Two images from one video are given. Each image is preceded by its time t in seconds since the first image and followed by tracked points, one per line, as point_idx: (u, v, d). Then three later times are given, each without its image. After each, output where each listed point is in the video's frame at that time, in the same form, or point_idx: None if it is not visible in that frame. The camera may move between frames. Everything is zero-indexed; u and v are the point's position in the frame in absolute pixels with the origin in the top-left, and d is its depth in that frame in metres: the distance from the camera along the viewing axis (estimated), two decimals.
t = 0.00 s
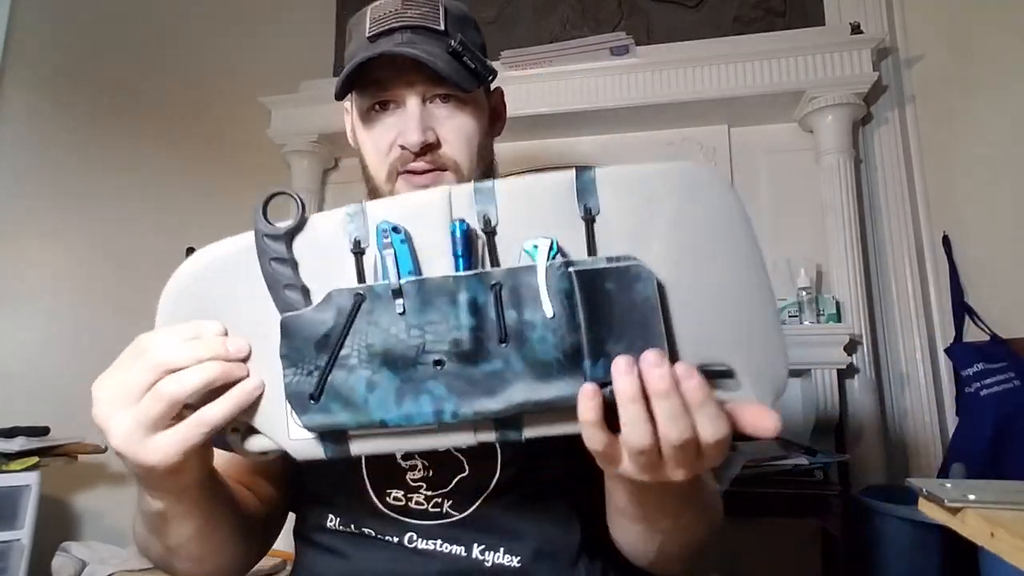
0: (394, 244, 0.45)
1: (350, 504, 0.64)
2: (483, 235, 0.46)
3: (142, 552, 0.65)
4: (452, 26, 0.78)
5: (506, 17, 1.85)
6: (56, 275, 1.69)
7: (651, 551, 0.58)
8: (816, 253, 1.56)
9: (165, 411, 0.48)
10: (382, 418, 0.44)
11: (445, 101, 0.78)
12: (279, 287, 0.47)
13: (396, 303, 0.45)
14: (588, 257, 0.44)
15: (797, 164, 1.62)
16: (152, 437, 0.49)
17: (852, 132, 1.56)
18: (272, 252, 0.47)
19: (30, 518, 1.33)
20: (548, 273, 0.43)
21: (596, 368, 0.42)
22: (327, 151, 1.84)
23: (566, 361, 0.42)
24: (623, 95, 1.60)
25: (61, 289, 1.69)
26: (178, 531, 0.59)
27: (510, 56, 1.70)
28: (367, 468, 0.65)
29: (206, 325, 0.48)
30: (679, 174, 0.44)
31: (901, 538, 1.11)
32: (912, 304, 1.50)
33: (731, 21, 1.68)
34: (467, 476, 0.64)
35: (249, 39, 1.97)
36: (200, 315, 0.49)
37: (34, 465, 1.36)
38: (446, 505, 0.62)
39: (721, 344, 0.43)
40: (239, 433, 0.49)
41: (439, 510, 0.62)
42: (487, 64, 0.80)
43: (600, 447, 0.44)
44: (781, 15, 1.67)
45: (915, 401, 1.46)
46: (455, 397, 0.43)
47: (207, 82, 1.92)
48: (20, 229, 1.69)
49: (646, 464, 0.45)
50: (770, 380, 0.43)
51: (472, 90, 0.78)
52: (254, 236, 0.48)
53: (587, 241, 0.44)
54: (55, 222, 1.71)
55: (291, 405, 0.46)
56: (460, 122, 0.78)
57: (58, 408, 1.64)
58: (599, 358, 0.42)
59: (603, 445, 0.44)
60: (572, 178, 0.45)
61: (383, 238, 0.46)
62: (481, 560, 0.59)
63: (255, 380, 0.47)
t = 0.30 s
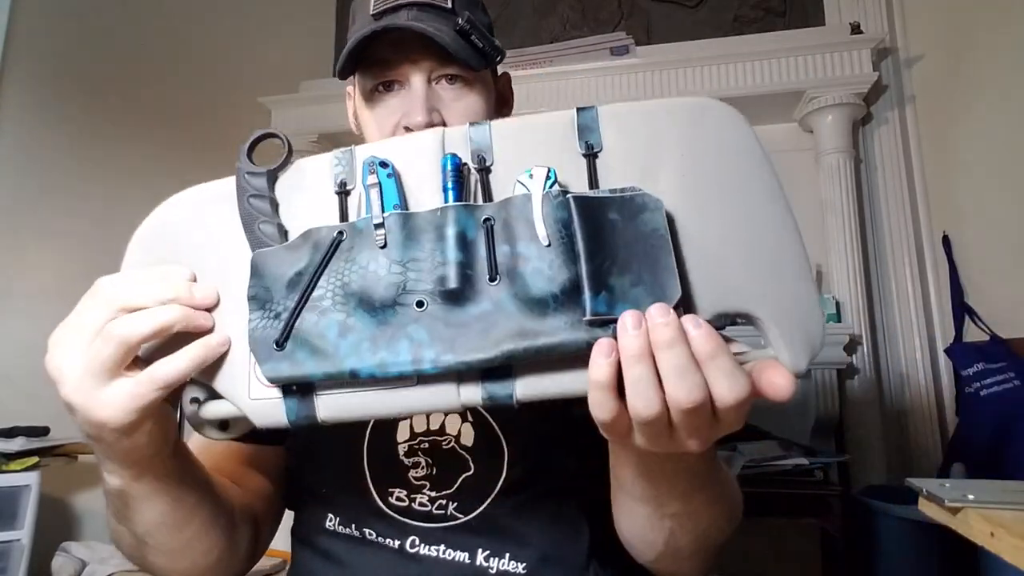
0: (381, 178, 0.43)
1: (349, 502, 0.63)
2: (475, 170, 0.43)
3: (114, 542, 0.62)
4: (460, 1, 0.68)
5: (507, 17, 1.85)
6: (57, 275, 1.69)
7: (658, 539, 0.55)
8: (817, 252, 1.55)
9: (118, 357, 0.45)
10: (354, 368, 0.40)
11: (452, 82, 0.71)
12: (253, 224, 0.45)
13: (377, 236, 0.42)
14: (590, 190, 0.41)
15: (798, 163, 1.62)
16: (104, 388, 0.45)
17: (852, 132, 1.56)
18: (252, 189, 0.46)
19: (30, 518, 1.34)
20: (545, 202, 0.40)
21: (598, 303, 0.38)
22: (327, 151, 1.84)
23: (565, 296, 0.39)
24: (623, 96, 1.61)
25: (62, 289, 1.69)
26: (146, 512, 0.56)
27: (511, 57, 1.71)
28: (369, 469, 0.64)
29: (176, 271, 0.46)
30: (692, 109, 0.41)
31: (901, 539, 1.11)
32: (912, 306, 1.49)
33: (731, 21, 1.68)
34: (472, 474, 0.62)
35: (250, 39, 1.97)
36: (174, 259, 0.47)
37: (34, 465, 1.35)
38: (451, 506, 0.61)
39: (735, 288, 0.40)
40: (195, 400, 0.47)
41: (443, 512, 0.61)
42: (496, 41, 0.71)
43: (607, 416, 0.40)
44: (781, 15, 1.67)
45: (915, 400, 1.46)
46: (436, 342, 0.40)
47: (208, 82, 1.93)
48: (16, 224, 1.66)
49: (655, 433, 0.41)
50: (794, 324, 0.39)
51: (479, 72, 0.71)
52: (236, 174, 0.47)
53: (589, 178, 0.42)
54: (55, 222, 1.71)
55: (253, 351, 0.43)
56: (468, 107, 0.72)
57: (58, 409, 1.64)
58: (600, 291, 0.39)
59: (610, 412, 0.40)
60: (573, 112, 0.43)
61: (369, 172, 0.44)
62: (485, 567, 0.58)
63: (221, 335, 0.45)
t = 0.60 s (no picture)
0: (368, 185, 0.43)
1: (348, 507, 0.63)
2: (468, 177, 0.43)
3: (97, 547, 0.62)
4: None
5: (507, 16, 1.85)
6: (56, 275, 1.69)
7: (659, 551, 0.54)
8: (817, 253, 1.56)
9: (90, 375, 0.45)
10: (341, 389, 0.40)
11: (454, 56, 0.70)
12: (234, 231, 0.45)
13: (365, 248, 0.42)
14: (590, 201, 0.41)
15: (798, 163, 1.62)
16: (78, 406, 0.46)
17: (852, 132, 1.56)
18: (232, 195, 0.46)
19: (30, 518, 1.34)
20: (541, 212, 0.40)
21: (597, 323, 0.38)
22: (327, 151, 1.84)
23: (562, 312, 0.39)
24: (622, 96, 1.61)
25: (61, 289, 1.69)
26: (121, 522, 0.56)
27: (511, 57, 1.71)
28: (362, 475, 0.64)
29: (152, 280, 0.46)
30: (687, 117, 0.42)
31: (901, 539, 1.11)
32: (912, 306, 1.50)
33: (731, 21, 1.69)
34: (469, 479, 0.62)
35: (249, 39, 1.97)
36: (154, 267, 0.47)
37: (33, 465, 1.35)
38: (447, 512, 0.61)
39: (733, 303, 0.40)
40: (175, 416, 0.45)
41: (440, 519, 0.60)
42: (501, 16, 0.71)
43: (606, 441, 0.40)
44: (781, 15, 1.67)
45: (913, 401, 1.47)
46: (427, 361, 0.40)
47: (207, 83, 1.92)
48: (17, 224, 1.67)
49: (655, 458, 0.40)
50: (799, 340, 0.40)
51: (482, 47, 0.70)
52: (215, 177, 0.46)
53: (588, 185, 0.42)
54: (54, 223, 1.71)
55: (235, 370, 0.43)
56: (471, 81, 0.69)
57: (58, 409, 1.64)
58: (600, 310, 0.38)
59: (608, 437, 0.40)
60: (572, 115, 0.43)
61: (356, 178, 0.44)
62: None
63: (200, 355, 0.44)
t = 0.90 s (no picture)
0: (346, 194, 0.43)
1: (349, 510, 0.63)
2: (447, 178, 0.43)
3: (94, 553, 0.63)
4: None
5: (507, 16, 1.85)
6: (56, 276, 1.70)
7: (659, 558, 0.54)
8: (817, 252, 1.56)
9: (94, 385, 0.45)
10: (330, 402, 0.40)
11: (451, 57, 0.70)
12: (214, 249, 0.45)
13: (346, 258, 0.42)
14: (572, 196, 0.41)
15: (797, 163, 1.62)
16: (80, 416, 0.47)
17: (852, 132, 1.56)
18: (209, 212, 0.46)
19: (30, 518, 1.34)
20: (523, 211, 0.40)
21: (583, 320, 0.38)
22: (327, 151, 1.84)
23: (550, 310, 0.38)
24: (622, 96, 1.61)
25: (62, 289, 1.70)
26: (113, 530, 0.56)
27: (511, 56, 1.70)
28: (359, 482, 0.64)
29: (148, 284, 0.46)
30: (661, 108, 0.42)
31: (901, 540, 1.10)
32: (912, 306, 1.50)
33: (731, 21, 1.69)
34: (466, 485, 0.62)
35: (248, 39, 1.96)
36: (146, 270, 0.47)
37: (34, 464, 1.34)
38: (445, 519, 0.60)
39: (721, 292, 0.40)
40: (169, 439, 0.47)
41: (438, 526, 0.60)
42: (502, 15, 0.71)
43: (598, 439, 0.40)
44: (781, 15, 1.67)
45: (913, 401, 1.47)
46: (414, 369, 0.40)
47: (206, 83, 1.93)
48: (18, 224, 1.67)
49: (648, 453, 0.40)
50: (795, 329, 0.40)
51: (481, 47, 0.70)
52: (192, 195, 0.47)
53: (569, 181, 0.42)
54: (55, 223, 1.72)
55: (222, 390, 0.43)
56: (467, 82, 0.70)
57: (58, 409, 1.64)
58: (586, 307, 0.38)
59: (600, 435, 0.40)
60: (550, 110, 0.43)
61: (333, 186, 0.44)
62: None
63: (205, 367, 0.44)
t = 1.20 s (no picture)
0: (342, 281, 0.44)
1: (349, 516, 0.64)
2: (442, 264, 0.43)
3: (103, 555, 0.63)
4: None
5: (506, 16, 1.84)
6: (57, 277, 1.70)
7: None
8: (816, 253, 1.56)
9: (110, 430, 0.46)
10: (314, 491, 0.40)
11: (448, 67, 0.70)
12: (223, 330, 0.46)
13: (338, 346, 0.42)
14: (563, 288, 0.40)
15: (797, 165, 1.62)
16: (90, 456, 0.47)
17: (852, 133, 1.56)
18: (221, 294, 0.46)
19: (30, 518, 1.34)
20: (508, 303, 0.39)
21: (561, 432, 0.37)
22: (327, 151, 1.84)
23: (529, 418, 0.37)
24: (622, 97, 1.61)
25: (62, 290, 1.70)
26: (127, 543, 0.56)
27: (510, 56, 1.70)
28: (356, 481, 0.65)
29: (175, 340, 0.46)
30: (659, 199, 0.40)
31: (902, 539, 1.10)
32: (913, 306, 1.49)
33: (731, 21, 1.69)
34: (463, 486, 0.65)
35: (248, 41, 1.96)
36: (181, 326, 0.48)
37: (35, 464, 1.34)
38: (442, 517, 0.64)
39: (711, 395, 0.38)
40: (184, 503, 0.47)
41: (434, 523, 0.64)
42: (496, 28, 0.73)
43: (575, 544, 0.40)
44: (781, 15, 1.67)
45: (914, 403, 1.46)
46: (398, 465, 0.39)
47: (206, 84, 1.92)
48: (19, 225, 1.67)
49: (625, 562, 0.40)
50: (796, 442, 0.37)
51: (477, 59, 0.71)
52: (209, 275, 0.47)
53: (562, 271, 0.41)
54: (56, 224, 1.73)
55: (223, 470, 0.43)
56: (464, 93, 0.70)
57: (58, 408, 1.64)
58: (564, 417, 0.37)
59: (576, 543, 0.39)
60: (547, 190, 0.43)
61: (332, 273, 0.44)
62: None
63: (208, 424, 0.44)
